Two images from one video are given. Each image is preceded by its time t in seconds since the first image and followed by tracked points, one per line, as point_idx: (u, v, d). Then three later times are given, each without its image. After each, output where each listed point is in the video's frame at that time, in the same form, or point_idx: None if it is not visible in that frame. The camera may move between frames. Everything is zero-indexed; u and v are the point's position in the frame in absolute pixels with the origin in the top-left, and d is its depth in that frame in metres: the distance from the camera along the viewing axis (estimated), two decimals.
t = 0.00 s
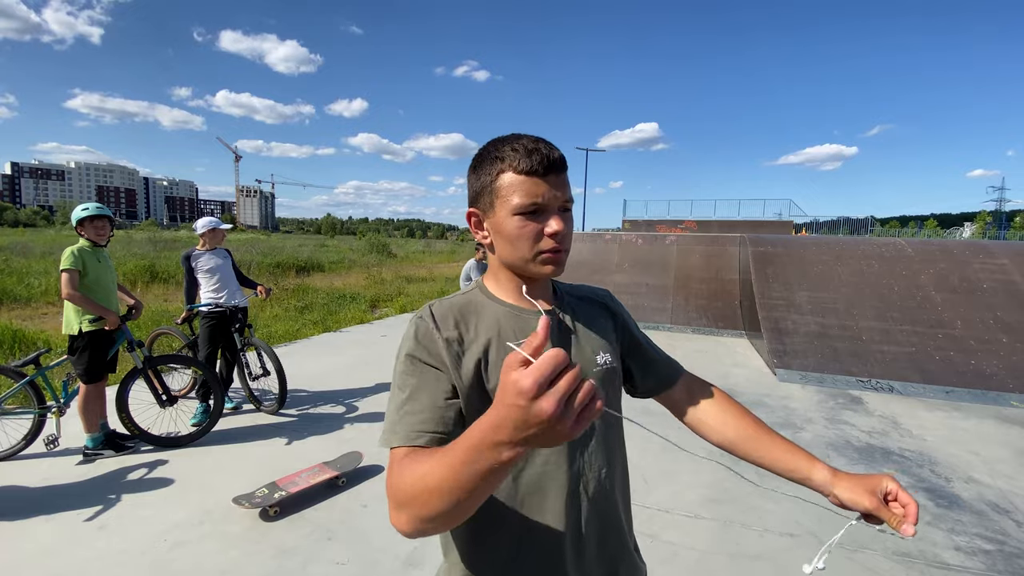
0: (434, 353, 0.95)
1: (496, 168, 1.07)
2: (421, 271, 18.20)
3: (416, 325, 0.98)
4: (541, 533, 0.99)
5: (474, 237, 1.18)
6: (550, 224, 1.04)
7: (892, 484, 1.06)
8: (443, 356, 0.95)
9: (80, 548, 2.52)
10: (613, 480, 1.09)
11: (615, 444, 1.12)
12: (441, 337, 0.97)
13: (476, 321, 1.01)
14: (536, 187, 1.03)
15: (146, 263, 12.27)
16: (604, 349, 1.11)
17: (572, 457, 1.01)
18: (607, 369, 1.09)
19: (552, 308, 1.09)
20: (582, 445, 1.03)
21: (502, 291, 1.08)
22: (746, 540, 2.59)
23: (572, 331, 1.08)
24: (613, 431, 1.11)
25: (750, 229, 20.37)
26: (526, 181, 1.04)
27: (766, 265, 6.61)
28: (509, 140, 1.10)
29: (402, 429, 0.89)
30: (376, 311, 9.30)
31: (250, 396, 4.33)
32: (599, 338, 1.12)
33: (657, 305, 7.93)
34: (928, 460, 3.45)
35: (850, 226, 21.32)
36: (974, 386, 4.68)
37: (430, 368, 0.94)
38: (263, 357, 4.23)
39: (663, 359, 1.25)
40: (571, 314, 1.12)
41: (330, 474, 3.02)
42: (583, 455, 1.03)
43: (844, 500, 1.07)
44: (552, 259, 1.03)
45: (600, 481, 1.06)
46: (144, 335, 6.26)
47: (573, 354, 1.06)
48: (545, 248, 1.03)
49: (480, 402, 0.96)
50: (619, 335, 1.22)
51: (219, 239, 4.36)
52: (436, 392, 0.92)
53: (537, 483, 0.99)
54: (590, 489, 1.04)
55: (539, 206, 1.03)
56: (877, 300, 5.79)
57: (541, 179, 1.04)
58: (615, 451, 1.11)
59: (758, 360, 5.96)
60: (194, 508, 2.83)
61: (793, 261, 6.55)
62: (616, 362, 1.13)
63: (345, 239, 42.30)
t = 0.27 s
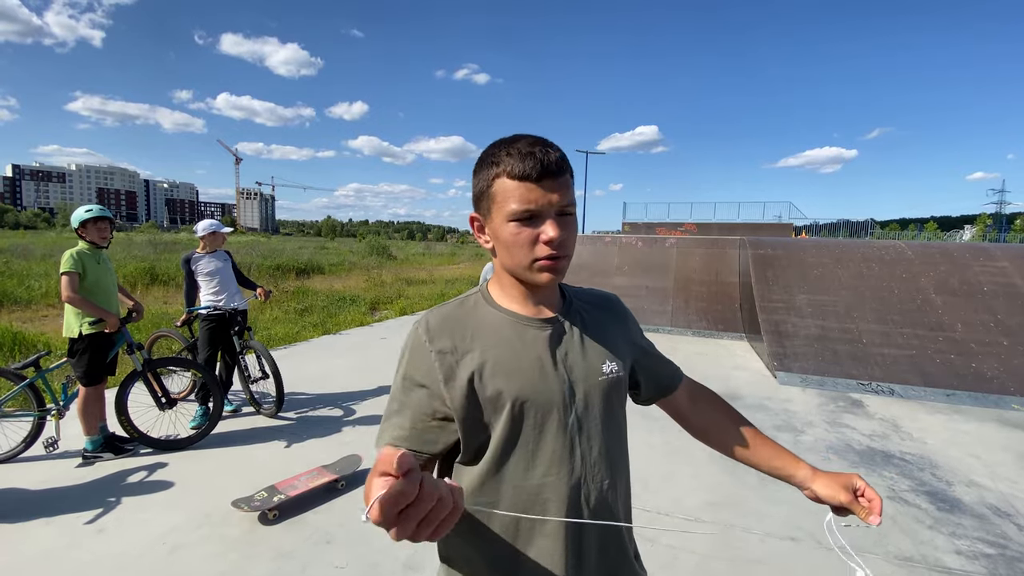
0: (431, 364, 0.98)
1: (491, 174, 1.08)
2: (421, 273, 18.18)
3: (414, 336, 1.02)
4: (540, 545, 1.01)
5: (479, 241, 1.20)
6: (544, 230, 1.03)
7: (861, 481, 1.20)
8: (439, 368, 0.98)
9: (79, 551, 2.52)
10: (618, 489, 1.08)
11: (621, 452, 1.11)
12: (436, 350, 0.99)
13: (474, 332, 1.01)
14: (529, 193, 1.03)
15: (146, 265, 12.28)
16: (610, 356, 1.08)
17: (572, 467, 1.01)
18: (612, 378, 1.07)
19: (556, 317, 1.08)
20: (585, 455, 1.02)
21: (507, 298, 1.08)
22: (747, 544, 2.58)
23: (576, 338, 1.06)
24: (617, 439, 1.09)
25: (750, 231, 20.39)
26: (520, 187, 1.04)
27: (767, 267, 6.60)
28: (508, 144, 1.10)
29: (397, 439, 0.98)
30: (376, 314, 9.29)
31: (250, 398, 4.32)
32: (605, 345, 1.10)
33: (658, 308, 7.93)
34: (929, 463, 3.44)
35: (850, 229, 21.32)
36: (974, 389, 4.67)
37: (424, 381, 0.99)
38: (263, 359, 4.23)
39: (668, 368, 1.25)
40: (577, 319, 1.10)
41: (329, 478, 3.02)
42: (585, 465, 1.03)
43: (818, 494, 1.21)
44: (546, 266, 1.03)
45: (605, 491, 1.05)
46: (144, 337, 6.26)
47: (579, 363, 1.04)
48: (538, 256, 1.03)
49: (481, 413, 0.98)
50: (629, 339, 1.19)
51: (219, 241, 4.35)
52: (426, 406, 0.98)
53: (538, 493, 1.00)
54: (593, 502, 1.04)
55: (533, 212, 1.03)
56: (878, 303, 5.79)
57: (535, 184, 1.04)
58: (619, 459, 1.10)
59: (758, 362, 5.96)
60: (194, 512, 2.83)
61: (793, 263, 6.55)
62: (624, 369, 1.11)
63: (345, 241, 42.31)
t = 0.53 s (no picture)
0: (429, 368, 1.00)
1: (483, 177, 1.10)
2: (421, 275, 18.19)
3: (414, 339, 1.03)
4: (536, 552, 1.00)
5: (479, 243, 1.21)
6: (534, 231, 1.03)
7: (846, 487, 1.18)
8: (436, 372, 1.00)
9: (77, 554, 2.51)
10: (618, 499, 1.06)
11: (624, 461, 1.09)
12: (433, 354, 1.00)
13: (472, 337, 1.02)
14: (517, 195, 1.04)
15: (146, 268, 12.28)
16: (614, 363, 1.07)
17: (570, 475, 1.00)
18: (614, 384, 1.05)
19: (556, 320, 1.07)
20: (585, 464, 1.01)
21: (506, 299, 1.09)
22: (748, 548, 2.57)
23: (577, 343, 1.05)
24: (620, 448, 1.07)
25: (750, 234, 20.42)
26: (509, 189, 1.05)
27: (766, 270, 6.60)
28: (501, 145, 1.11)
29: (396, 440, 1.02)
30: (376, 316, 9.29)
31: (249, 401, 4.32)
32: (608, 351, 1.08)
33: (658, 310, 7.92)
34: (929, 466, 3.44)
35: (850, 231, 21.33)
36: (974, 392, 4.67)
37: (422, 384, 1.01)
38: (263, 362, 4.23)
39: (669, 374, 1.24)
40: (580, 323, 1.09)
41: (328, 480, 3.01)
42: (585, 475, 1.01)
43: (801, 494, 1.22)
44: (537, 267, 1.03)
45: (604, 501, 1.04)
46: (144, 339, 6.25)
47: (581, 369, 1.03)
48: (527, 258, 1.03)
49: (478, 418, 0.98)
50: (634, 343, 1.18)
51: (219, 243, 4.35)
52: (424, 410, 1.00)
53: (535, 499, 0.99)
54: (592, 512, 1.02)
55: (523, 212, 1.04)
56: (878, 305, 5.79)
57: (523, 185, 1.04)
58: (620, 469, 1.08)
59: (759, 365, 5.95)
60: (192, 514, 2.82)
61: (793, 266, 6.55)
62: (628, 375, 1.09)
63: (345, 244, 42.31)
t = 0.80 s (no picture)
0: (430, 368, 1.01)
1: (486, 178, 1.11)
2: (421, 277, 18.20)
3: (417, 336, 1.04)
4: (536, 557, 1.00)
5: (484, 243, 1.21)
6: (536, 232, 1.03)
7: (778, 525, 1.16)
8: (437, 372, 1.00)
9: (75, 556, 2.50)
10: (620, 506, 1.06)
11: (627, 467, 1.08)
12: (435, 351, 1.01)
13: (474, 337, 1.02)
14: (518, 195, 1.05)
15: (146, 269, 12.28)
16: (620, 367, 1.06)
17: (573, 480, 1.00)
18: (619, 388, 1.05)
19: (560, 322, 1.07)
20: (587, 469, 1.00)
21: (510, 300, 1.09)
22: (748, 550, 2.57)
23: (581, 346, 1.05)
24: (623, 453, 1.07)
25: (750, 236, 20.44)
26: (511, 188, 1.05)
27: (767, 271, 6.60)
28: (506, 145, 1.11)
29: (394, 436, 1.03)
30: (376, 318, 9.29)
31: (249, 403, 4.32)
32: (614, 354, 1.08)
33: (658, 312, 7.92)
34: (930, 469, 3.43)
35: (850, 234, 21.36)
36: (975, 394, 4.67)
37: (422, 383, 1.01)
38: (263, 363, 4.23)
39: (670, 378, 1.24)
40: (586, 326, 1.08)
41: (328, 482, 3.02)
42: (587, 480, 1.01)
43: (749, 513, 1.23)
44: (539, 268, 1.03)
45: (606, 507, 1.03)
46: (144, 341, 6.25)
47: (585, 373, 1.02)
48: (529, 259, 1.03)
49: (480, 420, 0.98)
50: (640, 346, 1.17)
51: (220, 245, 4.36)
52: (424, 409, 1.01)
53: (536, 504, 0.99)
54: (594, 518, 1.01)
55: (525, 213, 1.04)
56: (878, 307, 5.79)
57: (525, 185, 1.04)
58: (623, 476, 1.07)
59: (759, 367, 5.95)
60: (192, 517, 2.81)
61: (793, 268, 6.56)
62: (633, 380, 1.08)
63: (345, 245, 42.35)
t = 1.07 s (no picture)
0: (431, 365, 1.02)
1: (491, 184, 1.11)
2: (420, 278, 18.20)
3: (418, 334, 1.05)
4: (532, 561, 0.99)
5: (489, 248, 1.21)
6: (542, 239, 1.03)
7: (767, 554, 1.18)
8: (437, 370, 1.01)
9: (73, 557, 2.49)
10: (618, 514, 1.05)
11: (627, 475, 1.07)
12: (435, 349, 1.02)
13: (475, 338, 1.02)
14: (524, 202, 1.05)
15: (146, 270, 12.29)
16: (623, 373, 1.06)
17: (571, 485, 1.00)
18: (621, 394, 1.04)
19: (565, 327, 1.07)
20: (586, 474, 1.00)
21: (515, 304, 1.09)
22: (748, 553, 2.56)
23: (583, 350, 1.05)
24: (623, 461, 1.06)
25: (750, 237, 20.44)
26: (517, 195, 1.05)
27: (767, 273, 6.59)
28: (510, 151, 1.11)
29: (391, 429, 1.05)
30: (376, 319, 9.29)
31: (249, 404, 4.32)
32: (618, 360, 1.07)
33: (658, 314, 7.91)
34: (930, 471, 3.43)
35: (850, 236, 21.37)
36: (975, 396, 4.66)
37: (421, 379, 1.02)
38: (263, 365, 4.23)
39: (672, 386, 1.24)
40: (589, 331, 1.08)
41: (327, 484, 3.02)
42: (585, 486, 1.00)
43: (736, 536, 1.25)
44: (546, 275, 1.03)
45: (604, 515, 1.02)
46: (144, 342, 6.26)
47: (587, 377, 1.02)
48: (535, 267, 1.04)
49: (480, 420, 0.99)
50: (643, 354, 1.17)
51: (221, 247, 4.37)
52: (424, 406, 1.02)
53: (533, 507, 0.99)
54: (590, 525, 1.01)
55: (531, 220, 1.04)
56: (878, 310, 5.79)
57: (531, 191, 1.04)
58: (622, 485, 1.06)
59: (759, 369, 5.95)
60: (191, 518, 2.81)
61: (793, 270, 6.55)
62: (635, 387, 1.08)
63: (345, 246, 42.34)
